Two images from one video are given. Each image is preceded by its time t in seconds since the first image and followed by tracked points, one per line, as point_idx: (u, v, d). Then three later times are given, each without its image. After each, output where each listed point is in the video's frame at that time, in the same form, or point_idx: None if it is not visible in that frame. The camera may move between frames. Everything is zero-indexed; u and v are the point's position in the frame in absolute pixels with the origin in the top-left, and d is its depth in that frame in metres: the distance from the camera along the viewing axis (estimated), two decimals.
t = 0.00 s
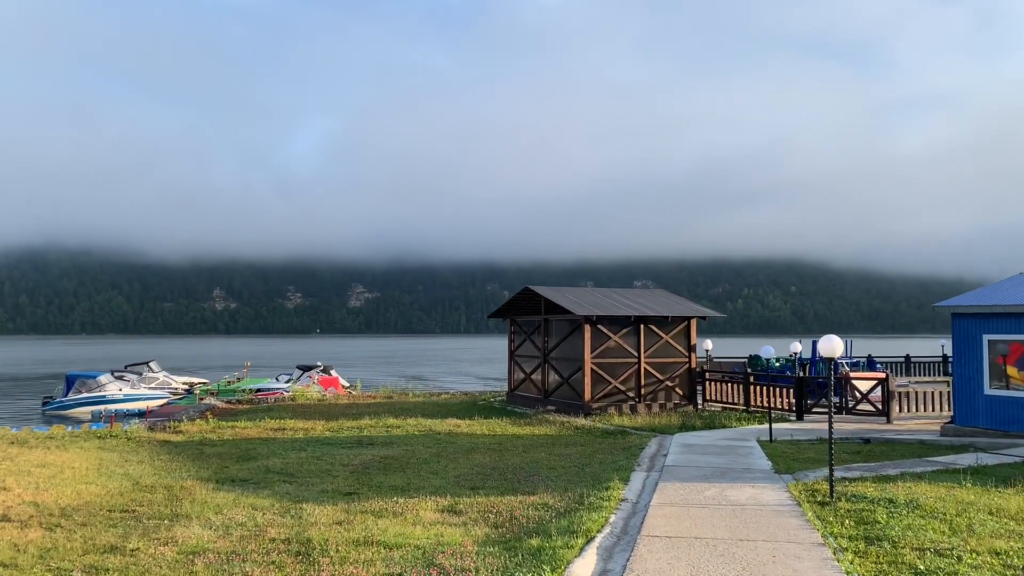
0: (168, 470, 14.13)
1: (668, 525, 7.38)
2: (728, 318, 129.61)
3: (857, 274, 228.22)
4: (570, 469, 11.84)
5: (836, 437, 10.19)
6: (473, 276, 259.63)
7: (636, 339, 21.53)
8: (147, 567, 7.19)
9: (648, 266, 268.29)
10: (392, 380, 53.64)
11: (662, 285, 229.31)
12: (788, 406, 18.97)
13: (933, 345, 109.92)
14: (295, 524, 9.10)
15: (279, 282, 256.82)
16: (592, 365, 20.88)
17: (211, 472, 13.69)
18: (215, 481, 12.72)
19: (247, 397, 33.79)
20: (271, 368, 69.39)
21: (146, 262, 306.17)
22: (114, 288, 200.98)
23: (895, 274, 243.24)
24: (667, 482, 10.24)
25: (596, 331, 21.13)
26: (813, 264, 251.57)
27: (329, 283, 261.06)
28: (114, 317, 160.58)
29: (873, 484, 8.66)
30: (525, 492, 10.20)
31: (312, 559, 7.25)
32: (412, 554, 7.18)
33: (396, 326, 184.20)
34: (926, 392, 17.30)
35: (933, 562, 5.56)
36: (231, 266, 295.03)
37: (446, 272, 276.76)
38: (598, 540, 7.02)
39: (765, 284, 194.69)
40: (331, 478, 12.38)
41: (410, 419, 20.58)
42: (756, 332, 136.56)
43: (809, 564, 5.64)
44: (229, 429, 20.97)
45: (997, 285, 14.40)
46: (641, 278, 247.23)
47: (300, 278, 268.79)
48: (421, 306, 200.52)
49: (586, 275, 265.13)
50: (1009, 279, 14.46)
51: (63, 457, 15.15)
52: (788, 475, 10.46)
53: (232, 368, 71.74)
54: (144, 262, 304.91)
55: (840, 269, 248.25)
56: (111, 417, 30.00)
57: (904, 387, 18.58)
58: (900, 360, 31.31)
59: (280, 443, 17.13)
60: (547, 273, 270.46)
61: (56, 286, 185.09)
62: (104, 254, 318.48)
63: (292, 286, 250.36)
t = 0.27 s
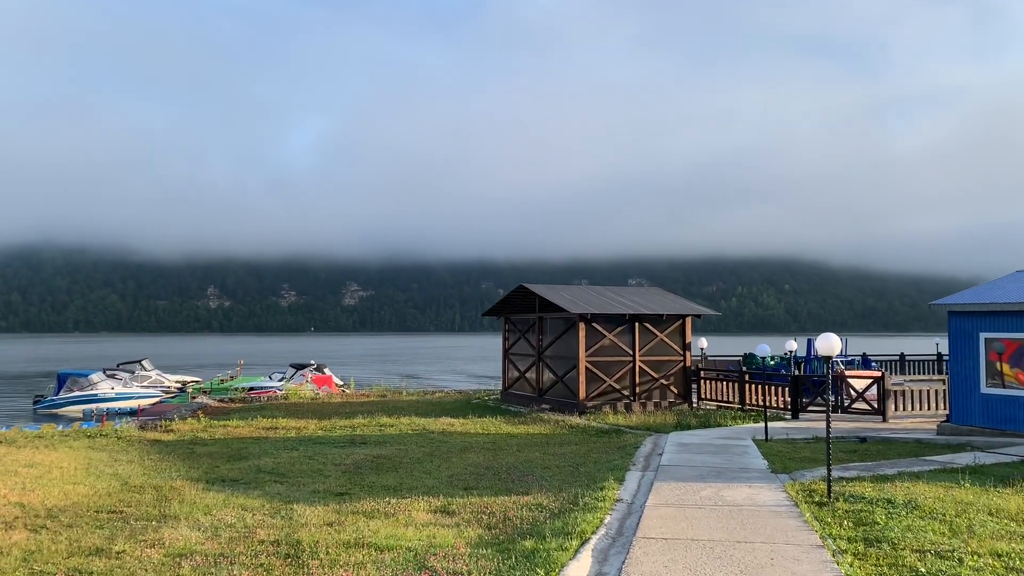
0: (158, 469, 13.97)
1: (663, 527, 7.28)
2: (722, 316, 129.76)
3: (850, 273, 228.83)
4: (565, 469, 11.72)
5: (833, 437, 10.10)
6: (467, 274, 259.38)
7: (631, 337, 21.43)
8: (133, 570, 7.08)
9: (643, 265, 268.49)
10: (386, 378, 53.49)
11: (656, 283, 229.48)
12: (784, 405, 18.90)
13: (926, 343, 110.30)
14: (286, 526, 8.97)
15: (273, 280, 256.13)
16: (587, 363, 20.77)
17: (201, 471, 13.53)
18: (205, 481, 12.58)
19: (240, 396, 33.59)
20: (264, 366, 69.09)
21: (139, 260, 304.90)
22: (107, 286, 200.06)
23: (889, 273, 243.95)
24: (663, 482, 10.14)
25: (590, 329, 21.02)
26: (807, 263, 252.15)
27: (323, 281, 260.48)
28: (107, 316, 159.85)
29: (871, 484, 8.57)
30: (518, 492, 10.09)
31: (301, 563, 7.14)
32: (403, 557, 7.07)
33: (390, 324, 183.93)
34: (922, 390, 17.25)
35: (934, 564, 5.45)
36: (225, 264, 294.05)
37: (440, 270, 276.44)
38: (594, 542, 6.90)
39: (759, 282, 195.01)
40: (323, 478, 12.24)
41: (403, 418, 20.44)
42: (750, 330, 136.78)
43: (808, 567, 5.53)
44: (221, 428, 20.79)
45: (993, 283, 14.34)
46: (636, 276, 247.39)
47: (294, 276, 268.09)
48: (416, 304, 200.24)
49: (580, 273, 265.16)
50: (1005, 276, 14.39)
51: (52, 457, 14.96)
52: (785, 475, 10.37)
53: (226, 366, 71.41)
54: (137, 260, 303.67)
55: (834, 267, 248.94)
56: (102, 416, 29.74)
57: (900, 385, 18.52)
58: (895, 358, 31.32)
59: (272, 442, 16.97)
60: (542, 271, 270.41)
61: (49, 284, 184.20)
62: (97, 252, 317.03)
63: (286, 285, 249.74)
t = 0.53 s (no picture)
0: (146, 466, 13.78)
1: (660, 522, 7.16)
2: (715, 310, 130.01)
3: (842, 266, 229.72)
4: (559, 463, 11.61)
5: (829, 429, 10.01)
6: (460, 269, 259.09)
7: (624, 330, 21.33)
8: (117, 570, 6.92)
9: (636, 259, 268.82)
10: (379, 373, 53.30)
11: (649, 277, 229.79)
12: (778, 397, 18.85)
13: (918, 335, 110.85)
14: (275, 524, 8.83)
15: (264, 276, 255.11)
16: (580, 357, 20.66)
17: (191, 468, 13.35)
18: (194, 478, 12.41)
19: (232, 391, 33.36)
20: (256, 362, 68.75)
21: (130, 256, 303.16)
22: (97, 282, 198.84)
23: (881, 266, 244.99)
24: (657, 476, 10.04)
25: (584, 323, 20.90)
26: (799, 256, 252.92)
27: (316, 277, 259.76)
28: (97, 312, 158.85)
29: (868, 477, 8.49)
30: (512, 487, 9.96)
31: (290, 561, 7.01)
32: (394, 554, 6.94)
33: (383, 320, 183.59)
34: (916, 382, 17.22)
35: (935, 558, 5.35)
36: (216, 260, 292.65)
37: (433, 265, 276.05)
38: (588, 538, 6.78)
39: (751, 276, 195.51)
40: (314, 474, 12.09)
41: (395, 413, 20.29)
42: (742, 324, 137.13)
43: (806, 562, 5.44)
44: (211, 424, 20.59)
45: (988, 274, 14.29)
46: (629, 270, 247.63)
47: (286, 272, 267.17)
48: (408, 299, 199.86)
49: (573, 267, 265.26)
50: (1000, 267, 14.35)
51: (38, 455, 14.75)
52: (780, 468, 10.29)
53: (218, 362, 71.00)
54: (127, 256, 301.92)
55: (826, 261, 249.83)
56: (92, 413, 29.45)
57: (894, 377, 18.49)
58: (888, 350, 31.37)
59: (263, 438, 16.80)
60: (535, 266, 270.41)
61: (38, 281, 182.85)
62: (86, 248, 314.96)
63: (278, 280, 248.78)
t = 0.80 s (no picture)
0: (133, 459, 13.57)
1: (655, 510, 7.05)
2: (706, 297, 130.26)
3: (832, 253, 230.61)
4: (551, 451, 11.49)
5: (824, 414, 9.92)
6: (451, 258, 258.60)
7: (616, 318, 21.22)
8: (99, 566, 6.74)
9: (626, 247, 268.94)
10: (370, 364, 53.09)
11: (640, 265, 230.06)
12: (770, 383, 18.81)
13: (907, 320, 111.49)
14: (263, 516, 8.66)
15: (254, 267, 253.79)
16: (572, 345, 20.55)
17: (178, 461, 13.16)
18: (181, 470, 12.21)
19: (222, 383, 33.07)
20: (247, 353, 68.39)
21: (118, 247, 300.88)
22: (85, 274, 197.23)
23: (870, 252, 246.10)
24: (652, 463, 9.92)
25: (575, 310, 20.76)
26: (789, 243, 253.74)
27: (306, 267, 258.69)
28: (86, 304, 157.61)
29: (864, 462, 8.40)
30: (504, 476, 9.82)
31: (277, 554, 6.85)
32: (384, 547, 6.79)
33: (374, 309, 183.15)
34: (909, 366, 17.18)
35: (937, 544, 5.24)
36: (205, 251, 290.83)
37: (424, 254, 275.35)
38: (582, 527, 6.65)
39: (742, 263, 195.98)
40: (303, 466, 11.92)
41: (386, 403, 20.14)
42: (733, 311, 137.50)
43: (806, 550, 5.32)
44: (200, 416, 20.37)
45: (981, 257, 14.22)
46: (620, 258, 247.75)
47: (276, 262, 265.93)
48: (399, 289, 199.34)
49: (564, 256, 265.22)
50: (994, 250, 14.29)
51: (22, 448, 14.51)
52: (775, 454, 10.20)
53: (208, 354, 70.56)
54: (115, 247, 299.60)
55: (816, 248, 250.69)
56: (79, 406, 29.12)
57: (886, 362, 18.47)
58: (878, 335, 31.43)
59: (252, 429, 16.61)
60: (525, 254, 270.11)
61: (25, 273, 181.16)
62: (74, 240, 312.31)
63: (267, 271, 247.55)
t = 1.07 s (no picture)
0: (118, 452, 13.38)
1: (647, 501, 6.94)
2: (697, 286, 130.52)
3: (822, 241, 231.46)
4: (543, 441, 11.38)
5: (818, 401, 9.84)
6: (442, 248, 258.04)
7: (608, 306, 21.10)
8: (79, 562, 6.58)
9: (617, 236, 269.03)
10: (361, 354, 52.88)
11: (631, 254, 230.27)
12: (762, 371, 18.77)
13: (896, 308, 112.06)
14: (250, 509, 8.53)
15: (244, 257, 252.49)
16: (563, 334, 20.43)
17: (164, 453, 12.97)
18: (168, 463, 12.03)
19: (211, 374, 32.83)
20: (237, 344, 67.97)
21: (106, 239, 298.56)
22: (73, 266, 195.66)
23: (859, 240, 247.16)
24: (644, 452, 9.82)
25: (566, 299, 20.63)
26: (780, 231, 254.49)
27: (296, 258, 257.61)
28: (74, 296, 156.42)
29: (858, 450, 8.32)
30: (495, 466, 9.70)
31: (263, 549, 6.72)
32: (372, 540, 6.66)
33: (365, 300, 182.68)
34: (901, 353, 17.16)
35: (934, 534, 5.14)
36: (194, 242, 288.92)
37: (414, 244, 274.60)
38: (574, 519, 6.54)
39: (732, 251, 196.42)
40: (292, 457, 11.77)
41: (376, 394, 19.97)
42: (724, 299, 137.87)
43: (802, 541, 5.21)
44: (188, 408, 20.16)
45: (974, 243, 14.16)
46: (611, 247, 247.86)
47: (266, 253, 264.62)
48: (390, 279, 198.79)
49: (555, 245, 265.14)
50: (986, 236, 14.23)
51: (6, 442, 14.28)
52: (768, 443, 10.12)
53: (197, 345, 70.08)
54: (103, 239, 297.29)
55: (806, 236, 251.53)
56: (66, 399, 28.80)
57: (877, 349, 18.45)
58: (869, 322, 31.50)
59: (240, 421, 16.42)
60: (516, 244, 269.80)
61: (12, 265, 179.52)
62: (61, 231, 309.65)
63: (257, 262, 246.33)
